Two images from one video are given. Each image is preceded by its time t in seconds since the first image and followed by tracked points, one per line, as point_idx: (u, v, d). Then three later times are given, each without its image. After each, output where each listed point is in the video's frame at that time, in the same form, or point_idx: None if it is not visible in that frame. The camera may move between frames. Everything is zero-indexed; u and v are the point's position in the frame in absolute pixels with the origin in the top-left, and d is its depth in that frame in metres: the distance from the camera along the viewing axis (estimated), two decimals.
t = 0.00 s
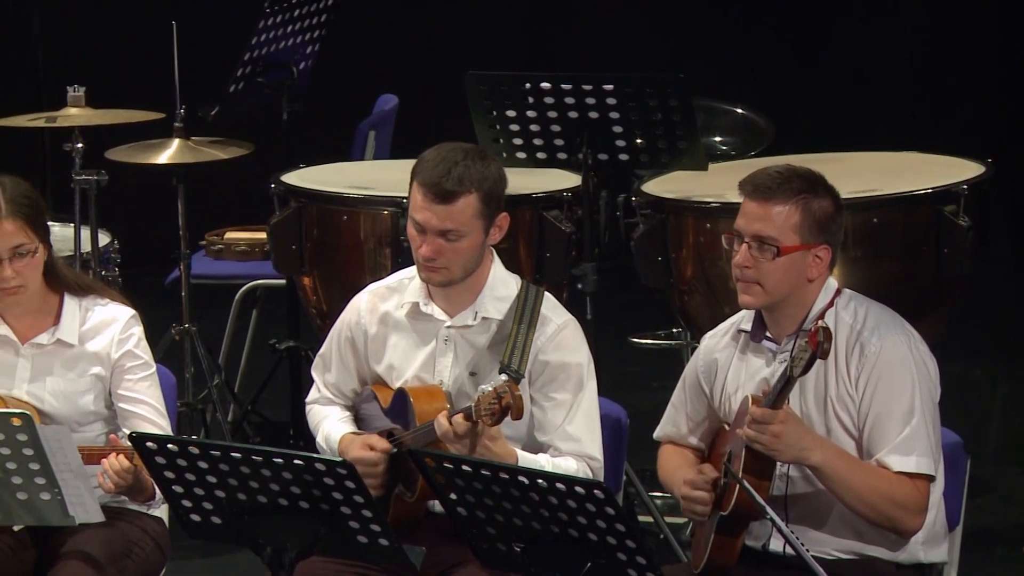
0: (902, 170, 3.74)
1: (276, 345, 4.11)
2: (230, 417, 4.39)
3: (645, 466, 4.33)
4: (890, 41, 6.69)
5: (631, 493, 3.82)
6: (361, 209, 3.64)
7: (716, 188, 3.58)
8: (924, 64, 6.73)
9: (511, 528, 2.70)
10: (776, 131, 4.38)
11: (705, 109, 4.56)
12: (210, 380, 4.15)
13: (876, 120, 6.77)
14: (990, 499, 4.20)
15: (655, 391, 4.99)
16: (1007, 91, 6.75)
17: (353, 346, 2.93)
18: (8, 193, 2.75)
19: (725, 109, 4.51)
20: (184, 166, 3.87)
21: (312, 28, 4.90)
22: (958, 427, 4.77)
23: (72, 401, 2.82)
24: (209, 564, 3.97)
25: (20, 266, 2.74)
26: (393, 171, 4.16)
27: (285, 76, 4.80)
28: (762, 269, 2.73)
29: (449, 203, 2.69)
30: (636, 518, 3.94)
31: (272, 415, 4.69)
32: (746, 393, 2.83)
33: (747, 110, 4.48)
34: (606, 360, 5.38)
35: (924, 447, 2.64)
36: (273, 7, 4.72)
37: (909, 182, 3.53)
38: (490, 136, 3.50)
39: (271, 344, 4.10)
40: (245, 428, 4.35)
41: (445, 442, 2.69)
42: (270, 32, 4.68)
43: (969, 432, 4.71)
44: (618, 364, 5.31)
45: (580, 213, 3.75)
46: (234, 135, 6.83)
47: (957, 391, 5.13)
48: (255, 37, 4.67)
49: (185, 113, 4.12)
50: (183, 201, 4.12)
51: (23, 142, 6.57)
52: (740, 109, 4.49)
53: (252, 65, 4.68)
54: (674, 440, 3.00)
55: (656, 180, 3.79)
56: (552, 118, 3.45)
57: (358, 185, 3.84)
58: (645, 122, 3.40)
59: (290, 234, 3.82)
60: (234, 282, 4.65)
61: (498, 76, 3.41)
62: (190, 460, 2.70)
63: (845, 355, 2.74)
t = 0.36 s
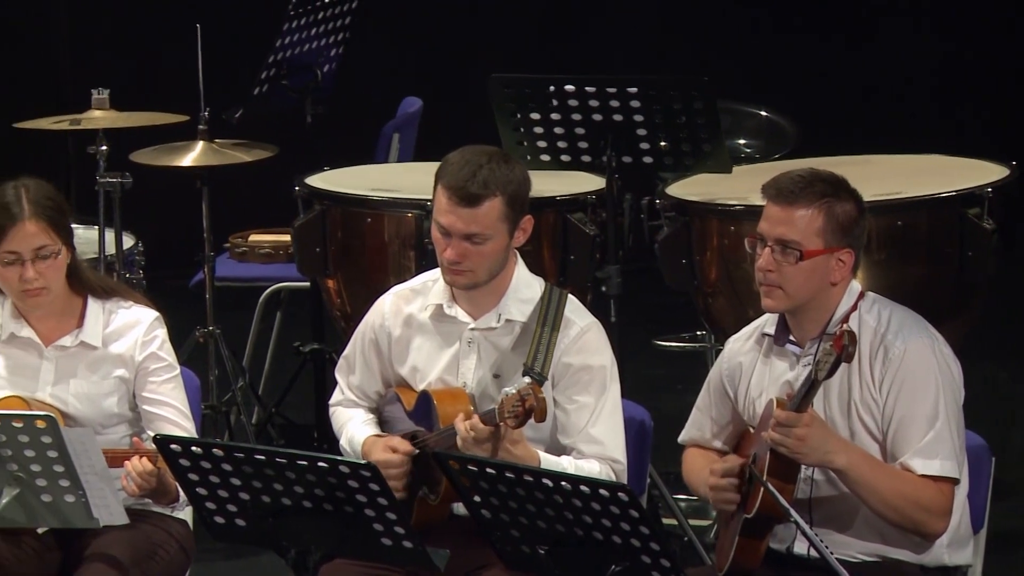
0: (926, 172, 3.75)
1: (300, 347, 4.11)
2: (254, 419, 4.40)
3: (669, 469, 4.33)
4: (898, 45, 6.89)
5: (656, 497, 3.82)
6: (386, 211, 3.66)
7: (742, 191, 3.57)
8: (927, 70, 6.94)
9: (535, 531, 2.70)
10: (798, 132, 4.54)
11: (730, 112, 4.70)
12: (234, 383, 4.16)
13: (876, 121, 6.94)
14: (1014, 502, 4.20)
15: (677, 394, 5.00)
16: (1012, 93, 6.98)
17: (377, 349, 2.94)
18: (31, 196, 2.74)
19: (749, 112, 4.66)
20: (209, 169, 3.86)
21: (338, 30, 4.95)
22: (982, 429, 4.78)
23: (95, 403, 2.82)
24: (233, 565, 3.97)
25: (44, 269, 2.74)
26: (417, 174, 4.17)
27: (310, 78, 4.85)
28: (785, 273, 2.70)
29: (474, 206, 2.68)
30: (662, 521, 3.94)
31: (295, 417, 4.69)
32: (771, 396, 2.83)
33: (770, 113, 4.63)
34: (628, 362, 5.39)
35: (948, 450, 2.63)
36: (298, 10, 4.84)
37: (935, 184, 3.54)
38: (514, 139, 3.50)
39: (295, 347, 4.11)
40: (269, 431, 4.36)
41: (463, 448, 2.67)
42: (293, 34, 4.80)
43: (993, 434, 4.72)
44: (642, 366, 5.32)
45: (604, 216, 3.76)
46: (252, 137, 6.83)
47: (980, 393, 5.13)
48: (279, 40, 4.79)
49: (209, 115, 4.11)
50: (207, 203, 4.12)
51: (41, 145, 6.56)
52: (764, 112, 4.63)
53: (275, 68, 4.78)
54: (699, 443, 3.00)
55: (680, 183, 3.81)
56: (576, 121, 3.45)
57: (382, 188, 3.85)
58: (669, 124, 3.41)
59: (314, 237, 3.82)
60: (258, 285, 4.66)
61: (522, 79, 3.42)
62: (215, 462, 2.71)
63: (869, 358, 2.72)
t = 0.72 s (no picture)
0: (949, 174, 3.78)
1: (323, 349, 4.13)
2: (278, 420, 4.41)
3: (692, 470, 4.33)
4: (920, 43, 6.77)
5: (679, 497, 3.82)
6: (410, 213, 3.67)
7: (766, 193, 3.58)
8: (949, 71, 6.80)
9: (558, 532, 2.69)
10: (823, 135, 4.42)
11: (752, 115, 4.62)
12: (257, 385, 4.17)
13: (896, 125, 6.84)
14: None
15: (699, 395, 4.99)
16: (1015, 92, 6.82)
17: (400, 351, 2.94)
18: (56, 194, 2.75)
19: (771, 114, 4.58)
20: (232, 170, 3.87)
21: (359, 34, 4.91)
22: (1003, 430, 4.79)
23: (118, 404, 2.81)
24: (256, 567, 3.98)
25: (66, 267, 2.73)
26: (440, 175, 4.19)
27: (334, 79, 4.83)
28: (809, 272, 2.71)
29: (497, 205, 2.69)
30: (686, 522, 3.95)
31: (318, 418, 4.70)
32: (793, 398, 2.83)
33: (792, 114, 4.54)
34: (650, 363, 5.38)
35: (971, 452, 2.60)
36: (320, 12, 4.77)
37: (956, 187, 3.56)
38: (538, 141, 3.53)
39: (318, 348, 4.12)
40: (292, 432, 4.36)
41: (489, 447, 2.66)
42: (316, 37, 4.72)
43: (1014, 436, 4.73)
44: (663, 368, 5.32)
45: (627, 217, 3.78)
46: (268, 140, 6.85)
47: (1002, 395, 5.13)
48: (301, 42, 4.69)
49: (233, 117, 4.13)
50: (230, 205, 4.12)
51: (58, 149, 6.60)
52: (786, 113, 4.53)
53: (299, 70, 4.70)
54: (722, 445, 3.00)
55: (704, 185, 3.83)
56: (599, 122, 3.46)
57: (405, 190, 3.86)
58: (693, 126, 3.41)
59: (339, 237, 3.84)
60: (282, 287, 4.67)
61: (547, 81, 3.44)
62: (238, 464, 2.71)
63: (892, 360, 2.70)
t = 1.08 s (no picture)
0: (967, 177, 3.80)
1: (345, 350, 4.14)
2: (299, 421, 4.43)
3: (713, 472, 4.34)
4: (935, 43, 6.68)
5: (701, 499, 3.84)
6: (432, 216, 3.69)
7: (786, 195, 3.59)
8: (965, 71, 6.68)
9: (578, 533, 2.71)
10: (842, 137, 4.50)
11: (771, 118, 4.67)
12: (279, 385, 4.19)
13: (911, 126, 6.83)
14: None
15: (719, 397, 5.00)
16: None
17: (422, 352, 2.96)
18: (87, 190, 2.78)
19: (791, 117, 4.64)
20: (254, 173, 3.88)
21: (382, 36, 4.94)
22: None
23: (141, 405, 2.82)
24: (277, 567, 3.99)
25: (90, 259, 2.74)
26: (460, 178, 4.21)
27: (355, 83, 4.85)
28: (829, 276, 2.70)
29: (520, 204, 2.70)
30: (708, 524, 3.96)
31: (338, 419, 4.72)
32: (813, 400, 2.84)
33: (813, 119, 4.62)
34: (670, 365, 5.39)
35: (990, 454, 2.60)
36: (343, 15, 4.82)
37: (974, 190, 3.59)
38: (559, 144, 3.51)
39: (340, 350, 4.14)
40: (314, 433, 4.38)
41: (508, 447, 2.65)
42: (339, 39, 4.76)
43: None
44: (682, 370, 5.33)
45: (647, 220, 3.79)
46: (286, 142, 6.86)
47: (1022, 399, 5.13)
48: (325, 45, 4.73)
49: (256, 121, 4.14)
50: (253, 207, 4.14)
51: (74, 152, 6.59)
52: (807, 117, 4.62)
53: (322, 72, 4.73)
54: (742, 446, 3.01)
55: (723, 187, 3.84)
56: (620, 125, 3.46)
57: (427, 193, 3.88)
58: (712, 129, 3.44)
59: (360, 239, 3.86)
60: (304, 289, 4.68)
61: (568, 83, 3.45)
62: (260, 465, 2.72)
63: (911, 362, 2.70)
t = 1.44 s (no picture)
0: (977, 182, 3.87)
1: (369, 351, 4.22)
2: (324, 421, 4.50)
3: (729, 471, 4.40)
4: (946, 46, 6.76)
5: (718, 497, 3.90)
6: (454, 219, 3.75)
7: (801, 199, 3.65)
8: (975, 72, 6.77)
9: (596, 530, 2.76)
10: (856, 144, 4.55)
11: (787, 123, 4.74)
12: (304, 386, 4.26)
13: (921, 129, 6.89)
14: None
15: (736, 398, 5.05)
16: None
17: (445, 354, 3.03)
18: (123, 190, 2.86)
19: (806, 124, 4.71)
20: (280, 178, 3.95)
21: (407, 43, 5.03)
22: None
23: (169, 404, 2.89)
24: (303, 563, 4.06)
25: (123, 255, 2.80)
26: (482, 182, 4.29)
27: (378, 90, 4.96)
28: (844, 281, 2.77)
29: (539, 214, 2.76)
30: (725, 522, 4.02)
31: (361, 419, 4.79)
32: (826, 401, 2.90)
33: (828, 125, 4.69)
34: (686, 367, 5.45)
35: (999, 453, 2.66)
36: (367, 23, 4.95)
37: (983, 194, 3.66)
38: (578, 149, 3.61)
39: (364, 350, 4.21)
40: (338, 433, 4.45)
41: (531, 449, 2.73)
42: (361, 47, 4.91)
43: None
44: (698, 371, 5.39)
45: (665, 224, 3.85)
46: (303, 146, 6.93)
47: None
48: (348, 53, 4.90)
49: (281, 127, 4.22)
50: (279, 212, 4.21)
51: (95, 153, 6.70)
52: (822, 123, 4.70)
53: (345, 79, 4.91)
54: (757, 445, 3.08)
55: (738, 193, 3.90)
56: (638, 132, 3.55)
57: (449, 197, 3.94)
58: (729, 136, 3.49)
59: (384, 243, 3.95)
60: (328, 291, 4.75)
61: (587, 90, 3.53)
62: (286, 463, 2.79)
63: (922, 364, 2.76)
